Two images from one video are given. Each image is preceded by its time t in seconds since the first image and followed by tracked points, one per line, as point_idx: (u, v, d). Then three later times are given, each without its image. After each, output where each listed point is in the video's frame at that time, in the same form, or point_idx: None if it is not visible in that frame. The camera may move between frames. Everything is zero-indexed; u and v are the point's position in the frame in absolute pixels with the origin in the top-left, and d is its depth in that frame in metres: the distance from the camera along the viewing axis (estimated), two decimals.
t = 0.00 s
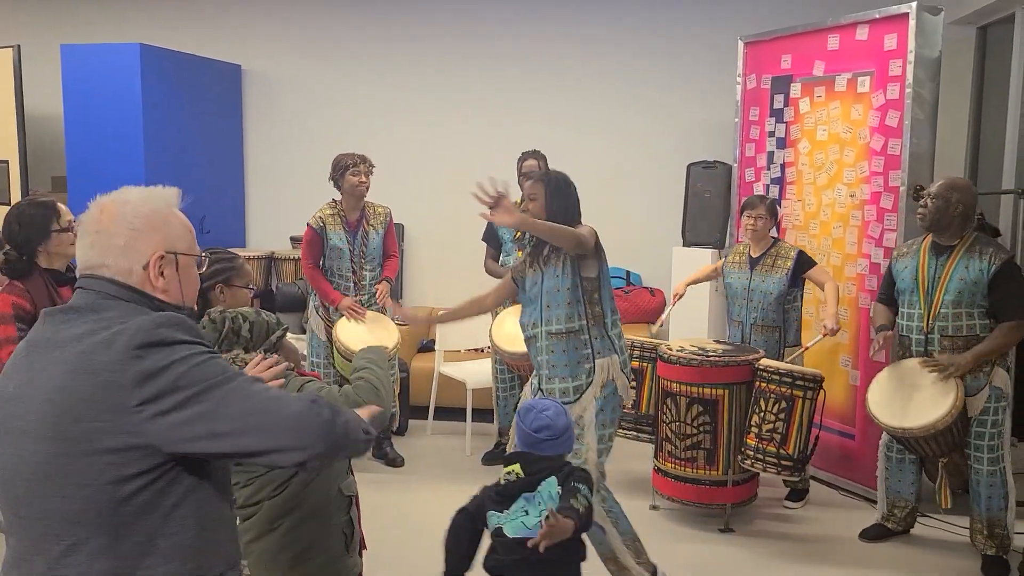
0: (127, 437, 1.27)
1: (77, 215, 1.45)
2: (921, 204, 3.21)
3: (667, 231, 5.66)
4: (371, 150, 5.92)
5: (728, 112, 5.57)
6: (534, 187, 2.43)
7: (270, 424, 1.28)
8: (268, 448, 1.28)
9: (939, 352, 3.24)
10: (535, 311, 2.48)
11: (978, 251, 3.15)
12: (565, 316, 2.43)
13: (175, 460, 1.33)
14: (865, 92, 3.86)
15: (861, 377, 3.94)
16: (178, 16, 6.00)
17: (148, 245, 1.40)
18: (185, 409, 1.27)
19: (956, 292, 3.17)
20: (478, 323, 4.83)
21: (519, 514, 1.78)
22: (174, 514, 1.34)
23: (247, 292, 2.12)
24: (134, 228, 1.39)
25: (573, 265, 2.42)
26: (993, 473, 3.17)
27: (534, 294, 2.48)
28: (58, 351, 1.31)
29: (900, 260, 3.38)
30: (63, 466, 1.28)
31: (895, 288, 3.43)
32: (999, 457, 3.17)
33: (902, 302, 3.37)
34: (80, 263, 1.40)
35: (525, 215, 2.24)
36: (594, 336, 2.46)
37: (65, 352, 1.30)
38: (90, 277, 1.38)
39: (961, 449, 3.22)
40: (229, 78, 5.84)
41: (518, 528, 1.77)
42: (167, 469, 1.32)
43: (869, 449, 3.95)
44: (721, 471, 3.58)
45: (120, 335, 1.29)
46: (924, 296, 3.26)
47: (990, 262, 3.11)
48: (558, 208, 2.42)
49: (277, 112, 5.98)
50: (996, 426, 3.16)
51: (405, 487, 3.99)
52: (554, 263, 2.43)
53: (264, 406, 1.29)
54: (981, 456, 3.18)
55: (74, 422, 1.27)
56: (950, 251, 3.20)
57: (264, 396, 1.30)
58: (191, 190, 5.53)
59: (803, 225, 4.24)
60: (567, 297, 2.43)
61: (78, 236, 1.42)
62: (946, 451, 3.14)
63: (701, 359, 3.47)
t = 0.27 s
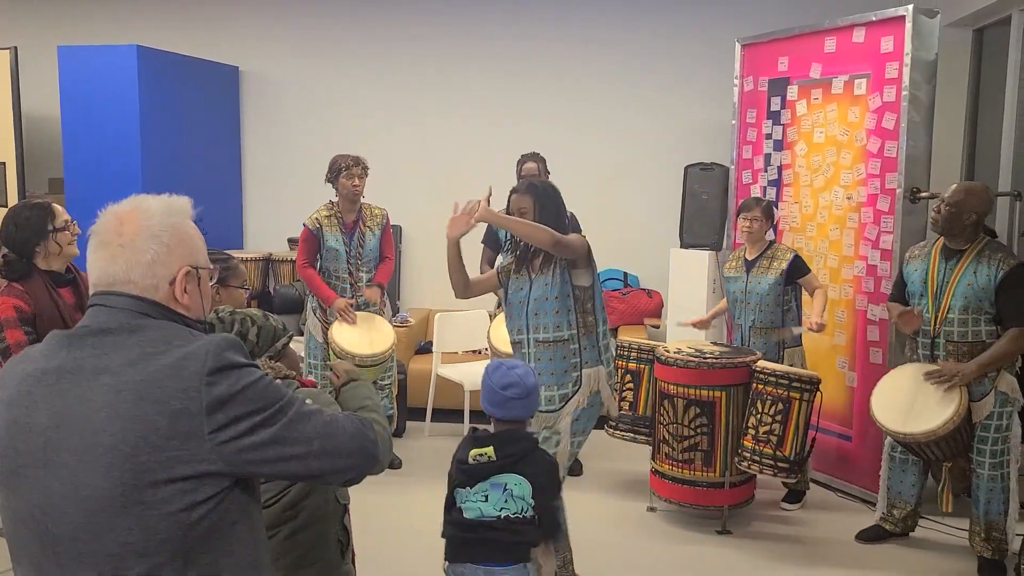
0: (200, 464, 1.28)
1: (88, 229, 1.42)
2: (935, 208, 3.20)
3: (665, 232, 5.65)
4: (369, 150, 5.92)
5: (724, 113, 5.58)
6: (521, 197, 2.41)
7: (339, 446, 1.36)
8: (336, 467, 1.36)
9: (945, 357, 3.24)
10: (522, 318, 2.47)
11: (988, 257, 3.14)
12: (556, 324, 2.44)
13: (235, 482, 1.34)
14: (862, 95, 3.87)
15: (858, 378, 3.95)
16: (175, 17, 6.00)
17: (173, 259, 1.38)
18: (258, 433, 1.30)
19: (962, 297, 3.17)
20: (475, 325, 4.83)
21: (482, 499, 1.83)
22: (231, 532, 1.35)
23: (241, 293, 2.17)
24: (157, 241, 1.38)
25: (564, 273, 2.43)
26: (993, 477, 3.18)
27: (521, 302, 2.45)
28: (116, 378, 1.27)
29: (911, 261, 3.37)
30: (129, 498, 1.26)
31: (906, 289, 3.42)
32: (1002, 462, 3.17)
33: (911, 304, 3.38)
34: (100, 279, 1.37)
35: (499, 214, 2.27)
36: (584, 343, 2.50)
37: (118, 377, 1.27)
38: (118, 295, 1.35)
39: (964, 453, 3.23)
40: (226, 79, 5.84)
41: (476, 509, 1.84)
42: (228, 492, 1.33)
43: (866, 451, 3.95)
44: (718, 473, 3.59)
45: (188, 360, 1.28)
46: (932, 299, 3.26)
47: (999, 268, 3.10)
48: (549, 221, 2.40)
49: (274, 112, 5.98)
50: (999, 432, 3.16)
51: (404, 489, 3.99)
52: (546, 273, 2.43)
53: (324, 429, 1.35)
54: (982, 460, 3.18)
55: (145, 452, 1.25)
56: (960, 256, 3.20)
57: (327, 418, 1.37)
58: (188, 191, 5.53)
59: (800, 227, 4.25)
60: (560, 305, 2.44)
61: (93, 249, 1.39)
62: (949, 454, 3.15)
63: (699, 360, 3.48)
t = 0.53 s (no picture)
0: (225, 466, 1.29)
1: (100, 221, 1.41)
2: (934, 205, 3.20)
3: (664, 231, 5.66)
4: (368, 150, 5.92)
5: (722, 112, 5.58)
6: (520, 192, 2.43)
7: (360, 440, 1.36)
8: (357, 462, 1.36)
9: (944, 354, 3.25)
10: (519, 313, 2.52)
11: (986, 254, 3.14)
12: (551, 316, 2.48)
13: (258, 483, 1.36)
14: (860, 93, 3.87)
15: (855, 377, 3.96)
16: (175, 17, 6.00)
17: (190, 253, 1.40)
18: (284, 431, 1.30)
19: (961, 296, 3.18)
20: (474, 324, 4.83)
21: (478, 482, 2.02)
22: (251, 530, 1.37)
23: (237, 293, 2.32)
24: (173, 234, 1.38)
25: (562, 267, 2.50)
26: (991, 474, 3.19)
27: (516, 296, 2.51)
28: (141, 378, 1.27)
29: (911, 259, 3.39)
30: (157, 502, 1.26)
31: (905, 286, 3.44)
32: (1000, 459, 3.18)
33: (910, 301, 3.40)
34: (114, 272, 1.37)
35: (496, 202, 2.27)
36: (576, 336, 2.53)
37: (142, 378, 1.27)
38: (137, 290, 1.35)
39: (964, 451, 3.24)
40: (225, 78, 5.83)
41: (475, 491, 2.03)
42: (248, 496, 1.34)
43: (864, 449, 3.95)
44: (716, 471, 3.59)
45: (214, 360, 1.29)
46: (931, 297, 3.28)
47: (996, 266, 3.11)
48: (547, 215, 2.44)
49: (273, 112, 5.98)
50: (999, 429, 3.16)
51: (403, 488, 3.99)
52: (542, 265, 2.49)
53: (347, 424, 1.36)
54: (980, 458, 3.20)
55: (174, 455, 1.26)
56: (959, 254, 3.20)
57: (347, 413, 1.37)
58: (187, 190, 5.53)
59: (798, 225, 4.25)
60: (555, 298, 2.49)
61: (105, 241, 1.39)
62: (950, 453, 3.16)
63: (695, 359, 3.48)
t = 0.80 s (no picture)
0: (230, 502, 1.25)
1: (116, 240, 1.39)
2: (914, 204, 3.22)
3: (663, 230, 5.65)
4: (367, 150, 5.92)
5: (720, 112, 5.59)
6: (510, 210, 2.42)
7: (369, 486, 1.33)
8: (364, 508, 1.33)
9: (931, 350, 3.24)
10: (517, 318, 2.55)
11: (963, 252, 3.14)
12: (546, 320, 2.51)
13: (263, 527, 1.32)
14: (857, 92, 3.87)
15: (854, 375, 3.96)
16: (172, 16, 5.99)
17: (206, 279, 1.37)
18: (291, 473, 1.27)
19: (940, 293, 3.18)
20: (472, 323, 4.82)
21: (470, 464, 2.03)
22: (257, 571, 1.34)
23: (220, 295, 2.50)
24: (189, 259, 1.36)
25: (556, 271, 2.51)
26: (986, 468, 3.19)
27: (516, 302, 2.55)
28: (149, 414, 1.24)
29: (891, 258, 3.39)
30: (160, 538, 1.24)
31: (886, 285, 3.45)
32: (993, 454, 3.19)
33: (892, 300, 3.40)
34: (126, 296, 1.34)
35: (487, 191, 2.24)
36: (572, 340, 2.54)
37: (150, 414, 1.24)
38: (154, 317, 1.32)
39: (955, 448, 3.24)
40: (222, 77, 5.83)
41: (468, 472, 2.04)
42: (256, 536, 1.31)
43: (862, 447, 3.96)
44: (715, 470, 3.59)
45: (223, 399, 1.25)
46: (913, 295, 3.28)
47: (971, 263, 3.09)
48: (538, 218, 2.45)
49: (271, 111, 5.97)
50: (990, 423, 3.17)
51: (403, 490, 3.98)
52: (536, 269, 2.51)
53: (356, 468, 1.32)
54: (974, 452, 3.20)
55: (178, 496, 1.23)
56: (937, 251, 3.21)
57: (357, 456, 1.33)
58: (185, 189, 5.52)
59: (797, 225, 4.26)
60: (548, 301, 2.52)
61: (120, 264, 1.37)
62: (940, 449, 3.16)
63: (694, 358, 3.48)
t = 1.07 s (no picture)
0: (232, 474, 1.23)
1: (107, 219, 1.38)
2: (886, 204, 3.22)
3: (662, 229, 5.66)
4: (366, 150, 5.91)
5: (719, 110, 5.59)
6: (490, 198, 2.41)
7: (370, 438, 1.20)
8: (372, 461, 1.20)
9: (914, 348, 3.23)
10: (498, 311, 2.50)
11: (943, 246, 3.16)
12: (524, 310, 2.47)
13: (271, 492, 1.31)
14: (856, 90, 3.87)
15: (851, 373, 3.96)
16: (171, 15, 5.98)
17: (200, 246, 1.36)
18: (285, 433, 1.21)
19: (927, 288, 3.18)
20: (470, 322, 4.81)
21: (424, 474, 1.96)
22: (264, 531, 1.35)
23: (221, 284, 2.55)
24: (183, 228, 1.35)
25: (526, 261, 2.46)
26: (976, 462, 3.18)
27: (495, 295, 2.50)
28: (142, 386, 1.23)
29: (870, 261, 3.39)
30: (161, 518, 1.23)
31: (866, 289, 3.43)
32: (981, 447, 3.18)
33: (874, 302, 3.39)
34: (123, 270, 1.33)
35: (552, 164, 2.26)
36: (552, 326, 2.51)
37: (140, 387, 1.23)
38: (149, 287, 1.31)
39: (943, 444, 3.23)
40: (221, 76, 5.82)
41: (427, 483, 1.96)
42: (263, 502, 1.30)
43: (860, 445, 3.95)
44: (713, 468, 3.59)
45: (206, 366, 1.22)
46: (897, 294, 3.27)
47: (956, 255, 3.12)
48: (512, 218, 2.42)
49: (270, 111, 5.97)
50: (975, 416, 3.17)
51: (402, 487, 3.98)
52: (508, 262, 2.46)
53: (356, 420, 1.21)
54: (963, 446, 3.19)
55: (179, 466, 1.21)
56: (917, 249, 3.22)
57: (359, 407, 1.22)
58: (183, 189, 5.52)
59: (795, 222, 4.26)
60: (523, 292, 2.47)
61: (113, 240, 1.36)
62: (928, 444, 3.15)
63: (692, 355, 3.48)
